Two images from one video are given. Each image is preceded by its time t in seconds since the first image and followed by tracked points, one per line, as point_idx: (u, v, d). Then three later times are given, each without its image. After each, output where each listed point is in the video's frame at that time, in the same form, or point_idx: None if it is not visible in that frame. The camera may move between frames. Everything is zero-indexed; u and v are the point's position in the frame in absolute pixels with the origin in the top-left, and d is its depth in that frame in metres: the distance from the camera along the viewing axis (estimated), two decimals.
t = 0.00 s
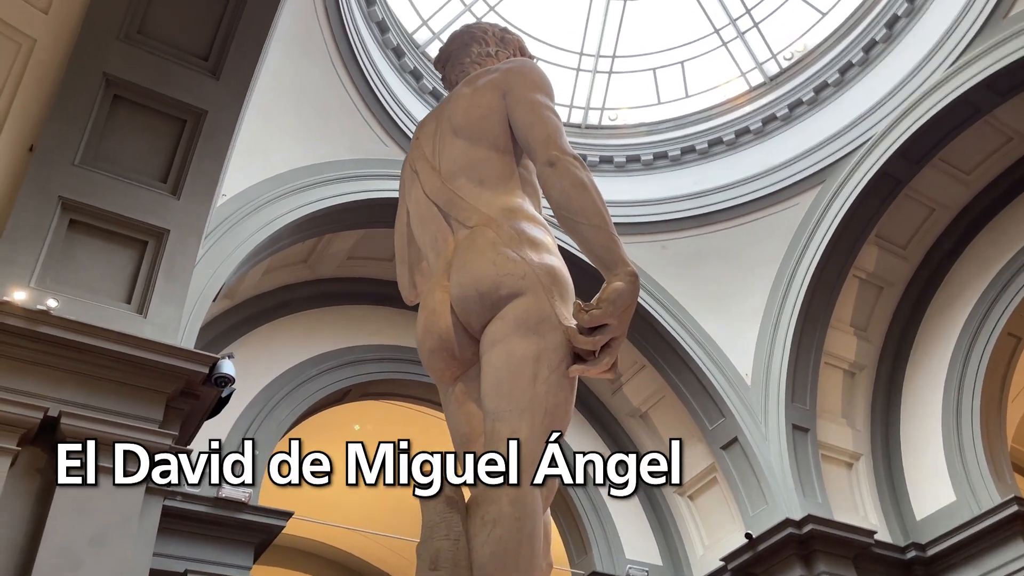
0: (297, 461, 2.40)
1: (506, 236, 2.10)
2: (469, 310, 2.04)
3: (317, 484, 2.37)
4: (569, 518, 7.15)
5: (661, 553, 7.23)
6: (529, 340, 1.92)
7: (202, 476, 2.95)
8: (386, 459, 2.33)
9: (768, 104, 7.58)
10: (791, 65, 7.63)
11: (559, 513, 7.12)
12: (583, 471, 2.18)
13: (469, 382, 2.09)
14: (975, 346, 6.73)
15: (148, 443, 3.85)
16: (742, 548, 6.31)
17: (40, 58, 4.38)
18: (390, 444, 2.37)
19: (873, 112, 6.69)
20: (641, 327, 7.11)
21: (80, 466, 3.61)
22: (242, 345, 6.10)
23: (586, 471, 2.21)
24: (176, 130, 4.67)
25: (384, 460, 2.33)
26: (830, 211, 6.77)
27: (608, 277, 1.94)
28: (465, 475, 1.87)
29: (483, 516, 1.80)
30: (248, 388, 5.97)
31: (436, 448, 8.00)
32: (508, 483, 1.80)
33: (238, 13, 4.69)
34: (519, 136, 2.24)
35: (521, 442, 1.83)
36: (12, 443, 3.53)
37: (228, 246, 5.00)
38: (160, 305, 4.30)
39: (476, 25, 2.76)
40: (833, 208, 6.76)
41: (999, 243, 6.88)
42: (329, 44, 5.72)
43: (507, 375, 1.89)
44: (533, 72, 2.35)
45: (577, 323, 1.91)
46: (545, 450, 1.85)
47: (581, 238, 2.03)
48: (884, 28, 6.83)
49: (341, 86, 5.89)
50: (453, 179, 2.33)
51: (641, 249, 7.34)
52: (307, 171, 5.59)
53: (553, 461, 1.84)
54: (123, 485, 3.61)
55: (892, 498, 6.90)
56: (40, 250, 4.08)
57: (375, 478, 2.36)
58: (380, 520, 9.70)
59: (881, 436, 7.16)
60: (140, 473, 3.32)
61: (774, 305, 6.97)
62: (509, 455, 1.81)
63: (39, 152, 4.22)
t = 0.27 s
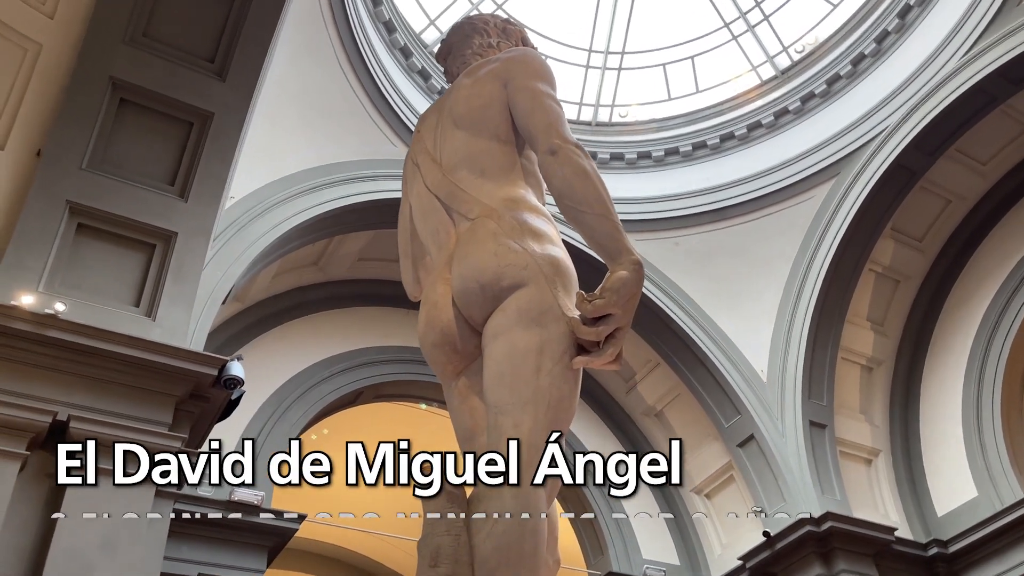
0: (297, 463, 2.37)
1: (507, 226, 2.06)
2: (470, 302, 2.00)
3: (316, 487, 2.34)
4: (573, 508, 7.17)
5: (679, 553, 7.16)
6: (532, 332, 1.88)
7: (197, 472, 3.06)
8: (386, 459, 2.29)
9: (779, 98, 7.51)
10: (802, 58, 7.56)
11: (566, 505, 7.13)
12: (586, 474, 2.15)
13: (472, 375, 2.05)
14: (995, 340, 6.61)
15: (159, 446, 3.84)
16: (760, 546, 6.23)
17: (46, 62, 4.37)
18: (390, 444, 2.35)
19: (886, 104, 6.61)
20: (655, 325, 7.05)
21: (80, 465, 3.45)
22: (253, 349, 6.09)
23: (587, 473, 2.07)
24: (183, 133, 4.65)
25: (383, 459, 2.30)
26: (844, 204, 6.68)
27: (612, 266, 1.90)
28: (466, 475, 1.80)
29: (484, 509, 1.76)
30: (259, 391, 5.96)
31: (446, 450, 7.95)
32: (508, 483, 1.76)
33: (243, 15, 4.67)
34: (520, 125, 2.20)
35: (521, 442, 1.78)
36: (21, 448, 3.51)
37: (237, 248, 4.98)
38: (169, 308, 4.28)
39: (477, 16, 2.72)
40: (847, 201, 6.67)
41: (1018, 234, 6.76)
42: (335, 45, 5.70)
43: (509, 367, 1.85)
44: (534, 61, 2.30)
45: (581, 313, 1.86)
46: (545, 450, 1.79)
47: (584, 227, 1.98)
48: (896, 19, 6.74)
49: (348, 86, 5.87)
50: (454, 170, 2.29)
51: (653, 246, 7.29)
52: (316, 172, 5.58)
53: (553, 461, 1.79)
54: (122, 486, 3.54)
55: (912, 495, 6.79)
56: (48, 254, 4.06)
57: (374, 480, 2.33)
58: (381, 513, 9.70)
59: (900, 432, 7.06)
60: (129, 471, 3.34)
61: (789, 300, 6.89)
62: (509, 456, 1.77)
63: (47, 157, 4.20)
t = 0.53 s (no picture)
0: (298, 463, 2.39)
1: (507, 218, 2.03)
2: (469, 295, 1.97)
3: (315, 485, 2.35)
4: (582, 503, 7.21)
5: (694, 552, 7.11)
6: (532, 324, 1.85)
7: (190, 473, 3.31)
8: (386, 459, 2.31)
9: (790, 92, 7.43)
10: (812, 51, 7.47)
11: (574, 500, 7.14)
12: (583, 472, 2.19)
13: (473, 370, 2.02)
14: (1012, 333, 6.51)
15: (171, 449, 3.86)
16: (776, 545, 6.16)
17: (52, 68, 4.37)
18: (390, 444, 2.36)
19: (898, 96, 6.52)
20: (666, 323, 7.01)
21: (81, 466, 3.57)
22: (263, 352, 6.09)
23: (586, 470, 2.21)
24: (188, 136, 4.65)
25: (383, 459, 2.31)
26: (856, 198, 6.61)
27: (613, 257, 1.86)
28: (465, 475, 1.83)
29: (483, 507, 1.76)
30: (270, 394, 5.96)
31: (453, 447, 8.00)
32: (508, 483, 1.74)
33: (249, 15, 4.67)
34: (519, 117, 2.17)
35: (521, 442, 1.75)
36: (30, 451, 3.49)
37: (245, 250, 4.98)
38: (177, 311, 4.28)
39: (476, 10, 2.69)
40: (859, 195, 6.60)
41: None
42: (340, 46, 5.68)
43: (509, 360, 1.82)
44: (533, 52, 2.27)
45: (581, 305, 1.83)
46: (545, 450, 1.76)
47: (584, 218, 1.95)
48: (908, 9, 6.64)
49: (354, 87, 5.86)
50: (453, 164, 2.26)
51: (664, 243, 7.23)
52: (323, 174, 5.58)
53: (553, 461, 1.77)
54: (122, 485, 3.55)
55: (930, 491, 6.71)
56: (56, 259, 4.06)
57: (375, 479, 2.34)
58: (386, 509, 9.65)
59: (917, 428, 6.98)
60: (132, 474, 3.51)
61: (802, 296, 6.82)
62: (509, 455, 1.75)
63: (53, 161, 4.21)
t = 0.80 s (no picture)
0: (299, 463, 2.38)
1: (497, 214, 2.02)
2: (459, 291, 1.96)
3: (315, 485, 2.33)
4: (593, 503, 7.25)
5: (707, 551, 7.07)
6: (522, 319, 1.84)
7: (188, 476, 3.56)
8: (386, 459, 2.27)
9: (798, 86, 7.38)
10: (819, 45, 7.42)
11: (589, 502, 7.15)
12: (583, 472, 2.15)
13: (465, 367, 2.01)
14: None
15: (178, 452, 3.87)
16: (789, 542, 6.12)
17: (56, 75, 4.39)
18: (390, 444, 2.32)
19: (906, 88, 6.46)
20: (675, 321, 6.98)
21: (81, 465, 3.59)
22: (271, 355, 6.10)
23: (585, 470, 2.18)
24: (192, 140, 4.66)
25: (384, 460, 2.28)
26: (865, 192, 6.56)
27: (603, 250, 1.85)
28: (465, 475, 1.77)
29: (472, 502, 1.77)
30: (279, 397, 5.97)
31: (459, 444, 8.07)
32: (509, 484, 1.71)
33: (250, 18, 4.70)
34: (509, 112, 2.16)
35: (521, 442, 1.73)
36: (37, 455, 3.51)
37: (251, 253, 5.00)
38: (183, 314, 4.30)
39: (469, 7, 2.69)
40: (868, 188, 6.54)
41: None
42: (344, 49, 5.70)
43: (499, 356, 1.81)
44: (523, 47, 2.26)
45: (571, 299, 1.82)
46: (545, 450, 1.81)
47: (573, 212, 1.93)
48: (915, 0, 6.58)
49: (358, 90, 5.87)
50: (444, 160, 2.25)
51: (672, 241, 7.21)
52: (328, 177, 5.60)
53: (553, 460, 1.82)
54: (123, 485, 3.59)
55: (945, 487, 6.64)
56: (63, 264, 4.07)
57: (375, 479, 2.31)
58: (387, 507, 9.60)
59: (932, 423, 6.91)
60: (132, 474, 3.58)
61: (812, 292, 6.77)
62: (509, 455, 1.72)
63: (58, 168, 4.22)
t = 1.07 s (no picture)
0: (299, 463, 2.37)
1: (485, 210, 2.00)
2: (448, 289, 1.96)
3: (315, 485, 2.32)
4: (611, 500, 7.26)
5: (726, 547, 7.02)
6: (510, 315, 1.83)
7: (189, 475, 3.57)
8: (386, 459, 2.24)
9: (810, 76, 7.30)
10: (831, 34, 7.33)
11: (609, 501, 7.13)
12: (582, 472, 2.12)
13: (456, 364, 2.00)
14: None
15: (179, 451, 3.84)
16: (808, 537, 6.06)
17: (64, 83, 4.43)
18: (390, 444, 2.27)
19: (921, 76, 6.36)
20: (690, 316, 6.95)
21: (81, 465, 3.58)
22: (284, 357, 6.13)
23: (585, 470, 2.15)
24: (200, 145, 4.67)
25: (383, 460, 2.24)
26: (880, 181, 6.48)
27: (591, 244, 1.83)
28: (465, 475, 1.73)
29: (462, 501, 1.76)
30: (294, 398, 6.00)
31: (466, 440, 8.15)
32: (508, 484, 1.71)
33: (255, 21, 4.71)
34: (498, 108, 2.15)
35: (522, 442, 1.73)
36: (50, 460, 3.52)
37: (261, 256, 5.03)
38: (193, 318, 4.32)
39: (462, 3, 2.67)
40: (883, 178, 6.46)
41: None
42: (350, 50, 5.71)
43: (487, 352, 1.80)
44: (513, 42, 2.25)
45: (558, 294, 1.80)
46: (546, 449, 1.84)
47: (561, 207, 1.92)
48: None
49: (366, 90, 5.88)
50: (435, 158, 2.24)
51: (685, 235, 7.16)
52: (337, 179, 5.63)
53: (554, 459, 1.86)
54: (122, 485, 3.56)
55: (968, 478, 6.55)
56: (74, 271, 4.10)
57: (375, 478, 2.29)
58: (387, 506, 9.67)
59: (953, 415, 6.81)
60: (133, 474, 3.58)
61: (828, 284, 6.70)
62: (510, 455, 1.71)
63: (68, 174, 4.26)
